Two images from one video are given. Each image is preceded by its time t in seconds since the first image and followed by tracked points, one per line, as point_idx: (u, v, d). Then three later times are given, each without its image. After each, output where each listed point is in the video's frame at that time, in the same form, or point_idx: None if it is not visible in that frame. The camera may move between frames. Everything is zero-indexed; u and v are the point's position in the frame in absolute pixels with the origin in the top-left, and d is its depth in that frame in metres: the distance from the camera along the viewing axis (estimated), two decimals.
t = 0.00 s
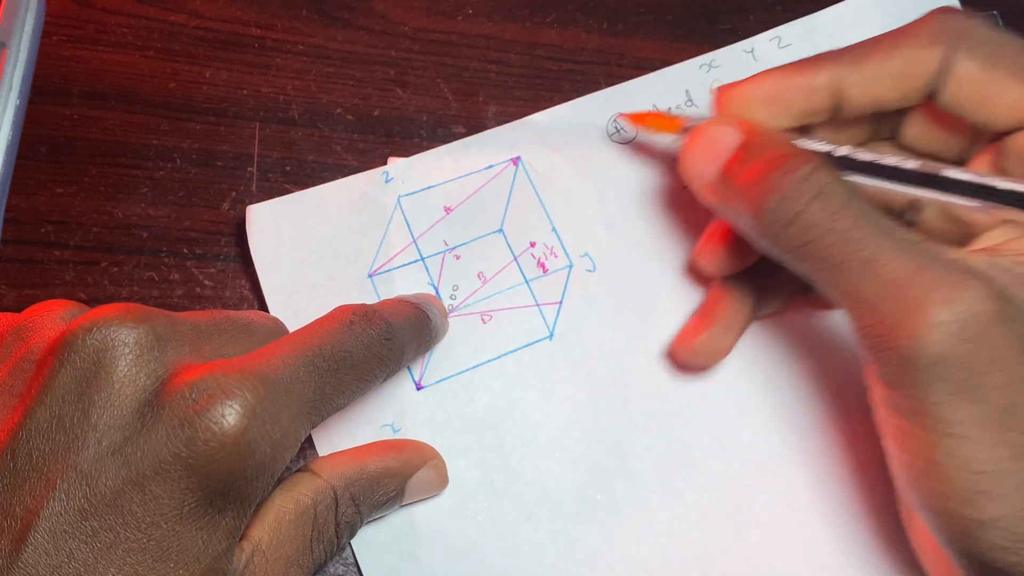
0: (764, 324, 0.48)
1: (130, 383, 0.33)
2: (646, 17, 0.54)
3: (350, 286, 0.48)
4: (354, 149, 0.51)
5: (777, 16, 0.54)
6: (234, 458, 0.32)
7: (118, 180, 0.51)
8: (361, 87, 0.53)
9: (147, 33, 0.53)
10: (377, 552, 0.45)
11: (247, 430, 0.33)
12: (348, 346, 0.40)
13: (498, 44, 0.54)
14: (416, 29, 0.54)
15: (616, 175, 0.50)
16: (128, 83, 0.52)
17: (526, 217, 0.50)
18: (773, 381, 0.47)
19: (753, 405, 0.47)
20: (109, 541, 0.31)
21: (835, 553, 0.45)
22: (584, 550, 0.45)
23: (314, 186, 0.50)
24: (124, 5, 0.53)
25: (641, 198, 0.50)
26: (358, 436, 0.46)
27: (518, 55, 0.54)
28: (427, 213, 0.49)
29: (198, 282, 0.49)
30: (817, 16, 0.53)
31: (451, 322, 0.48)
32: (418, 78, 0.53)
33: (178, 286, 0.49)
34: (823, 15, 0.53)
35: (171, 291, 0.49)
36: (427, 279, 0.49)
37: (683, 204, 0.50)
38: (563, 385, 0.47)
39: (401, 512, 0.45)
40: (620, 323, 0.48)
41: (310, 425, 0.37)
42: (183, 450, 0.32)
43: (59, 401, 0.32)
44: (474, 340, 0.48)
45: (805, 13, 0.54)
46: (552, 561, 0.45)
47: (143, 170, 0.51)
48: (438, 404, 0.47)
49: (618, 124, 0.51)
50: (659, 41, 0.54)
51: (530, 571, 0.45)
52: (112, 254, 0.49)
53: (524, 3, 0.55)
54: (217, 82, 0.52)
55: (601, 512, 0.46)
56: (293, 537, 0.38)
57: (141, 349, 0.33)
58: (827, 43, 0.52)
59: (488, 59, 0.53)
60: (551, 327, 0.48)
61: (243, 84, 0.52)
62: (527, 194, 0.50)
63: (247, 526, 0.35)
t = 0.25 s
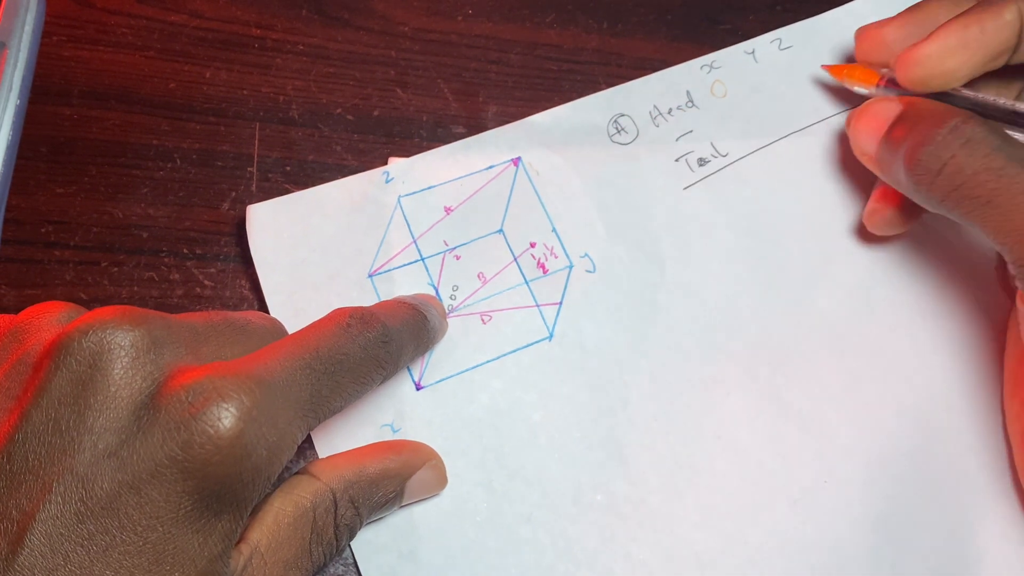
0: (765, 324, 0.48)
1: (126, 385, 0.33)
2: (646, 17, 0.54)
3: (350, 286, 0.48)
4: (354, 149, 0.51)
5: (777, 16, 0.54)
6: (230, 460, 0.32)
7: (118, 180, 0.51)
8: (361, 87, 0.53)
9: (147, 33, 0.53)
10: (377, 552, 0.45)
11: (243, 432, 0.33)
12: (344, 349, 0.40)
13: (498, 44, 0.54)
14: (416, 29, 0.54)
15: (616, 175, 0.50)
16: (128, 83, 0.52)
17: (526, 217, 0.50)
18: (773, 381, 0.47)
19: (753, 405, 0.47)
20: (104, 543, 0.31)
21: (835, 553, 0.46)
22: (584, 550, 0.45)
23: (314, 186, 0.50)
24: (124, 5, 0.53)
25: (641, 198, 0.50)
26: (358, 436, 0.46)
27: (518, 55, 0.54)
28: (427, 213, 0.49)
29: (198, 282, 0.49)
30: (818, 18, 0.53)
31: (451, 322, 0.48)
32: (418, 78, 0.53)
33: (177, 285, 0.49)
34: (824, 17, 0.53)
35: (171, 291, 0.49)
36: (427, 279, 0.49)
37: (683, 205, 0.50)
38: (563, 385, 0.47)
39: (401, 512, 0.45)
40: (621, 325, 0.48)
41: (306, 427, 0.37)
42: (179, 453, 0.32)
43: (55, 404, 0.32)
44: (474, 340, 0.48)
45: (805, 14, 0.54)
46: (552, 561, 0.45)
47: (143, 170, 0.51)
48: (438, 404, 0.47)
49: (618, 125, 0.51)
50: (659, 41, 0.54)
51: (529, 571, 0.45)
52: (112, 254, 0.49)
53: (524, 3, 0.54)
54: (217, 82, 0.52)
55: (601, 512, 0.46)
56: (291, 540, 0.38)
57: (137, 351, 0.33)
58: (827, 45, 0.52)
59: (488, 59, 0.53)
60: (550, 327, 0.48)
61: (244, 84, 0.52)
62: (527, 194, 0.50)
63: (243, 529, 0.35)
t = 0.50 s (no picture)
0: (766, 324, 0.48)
1: (129, 385, 0.33)
2: (646, 17, 0.54)
3: (350, 286, 0.48)
4: (354, 149, 0.51)
5: (777, 16, 0.54)
6: (232, 461, 0.32)
7: (118, 180, 0.51)
8: (361, 87, 0.53)
9: (147, 33, 0.53)
10: (377, 552, 0.45)
11: (245, 432, 0.33)
12: (346, 349, 0.40)
13: (498, 44, 0.54)
14: (416, 29, 0.54)
15: (616, 176, 0.50)
16: (128, 83, 0.52)
17: (526, 217, 0.50)
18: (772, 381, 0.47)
19: (753, 405, 0.47)
20: (106, 543, 0.31)
21: (835, 553, 0.46)
22: (584, 550, 0.45)
23: (314, 186, 0.50)
24: (124, 5, 0.53)
25: (641, 199, 0.50)
26: (358, 436, 0.46)
27: (518, 55, 0.54)
28: (427, 213, 0.50)
29: (198, 282, 0.49)
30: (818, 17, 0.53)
31: (451, 322, 0.48)
32: (418, 78, 0.53)
33: (178, 285, 0.49)
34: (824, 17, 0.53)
35: (171, 291, 0.49)
36: (427, 279, 0.49)
37: (683, 205, 0.50)
38: (563, 385, 0.47)
39: (401, 513, 0.45)
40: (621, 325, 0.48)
41: (308, 428, 0.37)
42: (182, 452, 0.32)
43: (57, 404, 0.32)
44: (474, 340, 0.48)
45: (805, 14, 0.54)
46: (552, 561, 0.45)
47: (143, 170, 0.51)
48: (438, 404, 0.47)
49: (618, 124, 0.51)
50: (659, 41, 0.54)
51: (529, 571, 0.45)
52: (112, 254, 0.49)
53: (524, 3, 0.55)
54: (217, 82, 0.52)
55: (601, 512, 0.46)
56: (292, 539, 0.38)
57: (139, 351, 0.33)
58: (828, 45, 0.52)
59: (488, 59, 0.53)
60: (550, 327, 0.48)
61: (243, 84, 0.52)
62: (527, 194, 0.50)
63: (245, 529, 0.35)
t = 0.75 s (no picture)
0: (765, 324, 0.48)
1: (130, 386, 0.33)
2: (646, 17, 0.54)
3: (350, 286, 0.48)
4: (354, 149, 0.51)
5: (777, 16, 0.54)
6: (232, 462, 0.32)
7: (118, 180, 0.51)
8: (361, 87, 0.53)
9: (147, 33, 0.53)
10: (377, 552, 0.45)
11: (246, 434, 0.33)
12: (346, 350, 0.40)
13: (498, 44, 0.54)
14: (416, 29, 0.54)
15: (616, 176, 0.50)
16: (128, 83, 0.52)
17: (526, 217, 0.50)
18: (771, 381, 0.48)
19: (753, 405, 0.47)
20: (107, 544, 0.31)
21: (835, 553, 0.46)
22: (584, 550, 0.45)
23: (314, 186, 0.50)
24: (124, 5, 0.53)
25: (641, 199, 0.50)
26: (358, 436, 0.46)
27: (518, 55, 0.54)
28: (427, 213, 0.50)
29: (198, 282, 0.49)
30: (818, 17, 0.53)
31: (451, 322, 0.48)
32: (418, 78, 0.53)
33: (177, 285, 0.49)
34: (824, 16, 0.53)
35: (171, 291, 0.49)
36: (427, 279, 0.49)
37: (683, 205, 0.50)
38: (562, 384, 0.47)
39: (401, 513, 0.45)
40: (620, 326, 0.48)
41: (308, 428, 0.37)
42: (182, 454, 0.32)
43: (58, 404, 0.32)
44: (474, 340, 0.48)
45: (805, 14, 0.54)
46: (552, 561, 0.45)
47: (143, 170, 0.51)
48: (438, 404, 0.47)
49: (618, 125, 0.51)
50: (659, 41, 0.54)
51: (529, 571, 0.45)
52: (112, 254, 0.49)
53: (524, 3, 0.55)
54: (217, 82, 0.52)
55: (601, 512, 0.46)
56: (292, 539, 0.38)
57: (140, 352, 0.33)
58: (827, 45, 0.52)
59: (488, 59, 0.53)
60: (550, 327, 0.48)
61: (243, 84, 0.52)
62: (527, 194, 0.50)
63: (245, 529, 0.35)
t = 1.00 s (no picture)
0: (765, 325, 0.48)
1: (135, 395, 0.33)
2: (646, 17, 0.54)
3: (350, 286, 0.48)
4: (354, 149, 0.51)
5: (777, 16, 0.54)
6: (239, 471, 0.33)
7: (118, 180, 0.51)
8: (361, 87, 0.53)
9: (147, 33, 0.53)
10: (377, 552, 0.45)
11: (252, 443, 0.33)
12: (349, 357, 0.40)
13: (498, 44, 0.54)
14: (416, 29, 0.54)
15: (615, 176, 0.50)
16: (128, 83, 0.52)
17: (526, 217, 0.50)
18: (771, 382, 0.48)
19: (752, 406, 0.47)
20: (113, 554, 0.31)
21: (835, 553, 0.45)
22: (583, 550, 0.45)
23: (314, 186, 0.50)
24: (124, 5, 0.53)
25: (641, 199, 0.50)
26: (358, 437, 0.46)
27: (518, 55, 0.54)
28: (427, 213, 0.50)
29: (198, 282, 0.49)
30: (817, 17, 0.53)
31: (451, 322, 0.48)
32: (418, 78, 0.53)
33: (177, 285, 0.49)
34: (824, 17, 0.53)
35: (171, 291, 0.49)
36: (427, 279, 0.49)
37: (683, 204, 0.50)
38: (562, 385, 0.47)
39: (401, 513, 0.45)
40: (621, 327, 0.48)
41: (313, 437, 0.37)
42: (189, 464, 0.32)
43: (63, 413, 0.32)
44: (474, 340, 0.48)
45: (805, 14, 0.54)
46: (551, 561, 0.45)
47: (143, 170, 0.51)
48: (438, 404, 0.47)
49: (618, 125, 0.51)
50: (659, 41, 0.54)
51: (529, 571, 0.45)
52: (112, 254, 0.49)
53: (524, 3, 0.55)
54: (217, 82, 0.52)
55: (600, 512, 0.46)
56: (293, 541, 0.38)
57: (146, 361, 0.33)
58: (827, 46, 0.52)
59: (488, 59, 0.53)
60: (550, 327, 0.48)
61: (243, 84, 0.52)
62: (527, 194, 0.50)
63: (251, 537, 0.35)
